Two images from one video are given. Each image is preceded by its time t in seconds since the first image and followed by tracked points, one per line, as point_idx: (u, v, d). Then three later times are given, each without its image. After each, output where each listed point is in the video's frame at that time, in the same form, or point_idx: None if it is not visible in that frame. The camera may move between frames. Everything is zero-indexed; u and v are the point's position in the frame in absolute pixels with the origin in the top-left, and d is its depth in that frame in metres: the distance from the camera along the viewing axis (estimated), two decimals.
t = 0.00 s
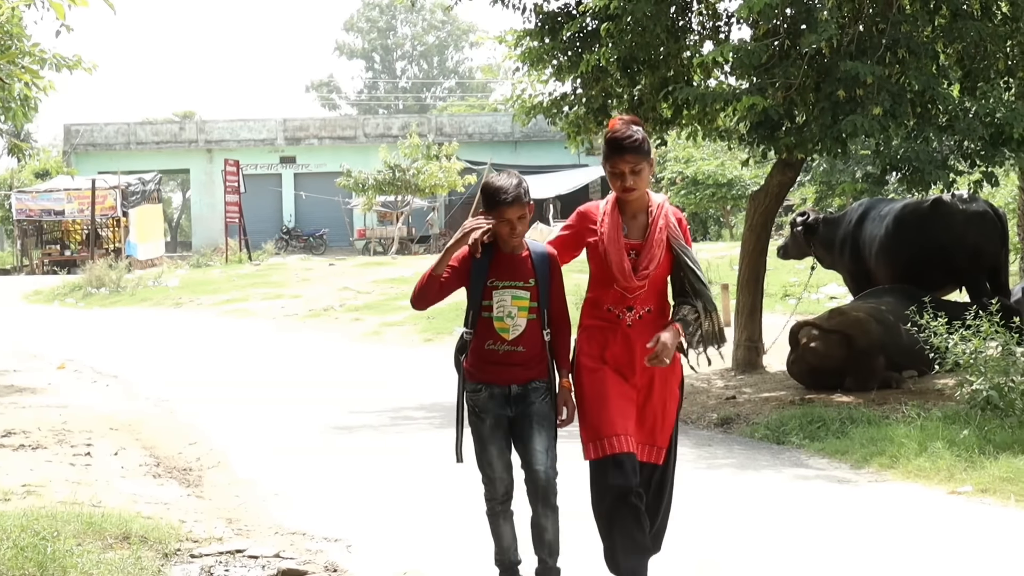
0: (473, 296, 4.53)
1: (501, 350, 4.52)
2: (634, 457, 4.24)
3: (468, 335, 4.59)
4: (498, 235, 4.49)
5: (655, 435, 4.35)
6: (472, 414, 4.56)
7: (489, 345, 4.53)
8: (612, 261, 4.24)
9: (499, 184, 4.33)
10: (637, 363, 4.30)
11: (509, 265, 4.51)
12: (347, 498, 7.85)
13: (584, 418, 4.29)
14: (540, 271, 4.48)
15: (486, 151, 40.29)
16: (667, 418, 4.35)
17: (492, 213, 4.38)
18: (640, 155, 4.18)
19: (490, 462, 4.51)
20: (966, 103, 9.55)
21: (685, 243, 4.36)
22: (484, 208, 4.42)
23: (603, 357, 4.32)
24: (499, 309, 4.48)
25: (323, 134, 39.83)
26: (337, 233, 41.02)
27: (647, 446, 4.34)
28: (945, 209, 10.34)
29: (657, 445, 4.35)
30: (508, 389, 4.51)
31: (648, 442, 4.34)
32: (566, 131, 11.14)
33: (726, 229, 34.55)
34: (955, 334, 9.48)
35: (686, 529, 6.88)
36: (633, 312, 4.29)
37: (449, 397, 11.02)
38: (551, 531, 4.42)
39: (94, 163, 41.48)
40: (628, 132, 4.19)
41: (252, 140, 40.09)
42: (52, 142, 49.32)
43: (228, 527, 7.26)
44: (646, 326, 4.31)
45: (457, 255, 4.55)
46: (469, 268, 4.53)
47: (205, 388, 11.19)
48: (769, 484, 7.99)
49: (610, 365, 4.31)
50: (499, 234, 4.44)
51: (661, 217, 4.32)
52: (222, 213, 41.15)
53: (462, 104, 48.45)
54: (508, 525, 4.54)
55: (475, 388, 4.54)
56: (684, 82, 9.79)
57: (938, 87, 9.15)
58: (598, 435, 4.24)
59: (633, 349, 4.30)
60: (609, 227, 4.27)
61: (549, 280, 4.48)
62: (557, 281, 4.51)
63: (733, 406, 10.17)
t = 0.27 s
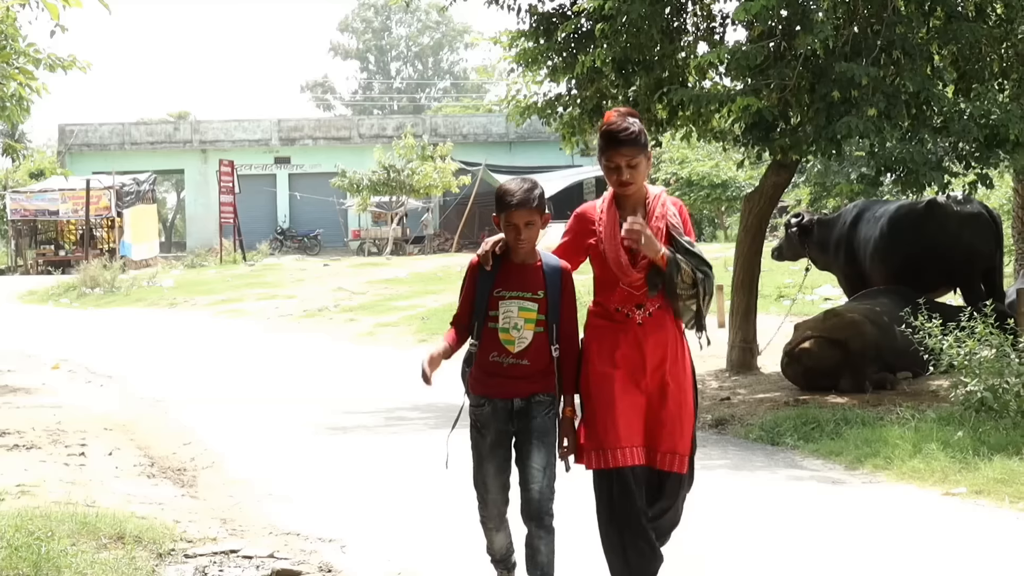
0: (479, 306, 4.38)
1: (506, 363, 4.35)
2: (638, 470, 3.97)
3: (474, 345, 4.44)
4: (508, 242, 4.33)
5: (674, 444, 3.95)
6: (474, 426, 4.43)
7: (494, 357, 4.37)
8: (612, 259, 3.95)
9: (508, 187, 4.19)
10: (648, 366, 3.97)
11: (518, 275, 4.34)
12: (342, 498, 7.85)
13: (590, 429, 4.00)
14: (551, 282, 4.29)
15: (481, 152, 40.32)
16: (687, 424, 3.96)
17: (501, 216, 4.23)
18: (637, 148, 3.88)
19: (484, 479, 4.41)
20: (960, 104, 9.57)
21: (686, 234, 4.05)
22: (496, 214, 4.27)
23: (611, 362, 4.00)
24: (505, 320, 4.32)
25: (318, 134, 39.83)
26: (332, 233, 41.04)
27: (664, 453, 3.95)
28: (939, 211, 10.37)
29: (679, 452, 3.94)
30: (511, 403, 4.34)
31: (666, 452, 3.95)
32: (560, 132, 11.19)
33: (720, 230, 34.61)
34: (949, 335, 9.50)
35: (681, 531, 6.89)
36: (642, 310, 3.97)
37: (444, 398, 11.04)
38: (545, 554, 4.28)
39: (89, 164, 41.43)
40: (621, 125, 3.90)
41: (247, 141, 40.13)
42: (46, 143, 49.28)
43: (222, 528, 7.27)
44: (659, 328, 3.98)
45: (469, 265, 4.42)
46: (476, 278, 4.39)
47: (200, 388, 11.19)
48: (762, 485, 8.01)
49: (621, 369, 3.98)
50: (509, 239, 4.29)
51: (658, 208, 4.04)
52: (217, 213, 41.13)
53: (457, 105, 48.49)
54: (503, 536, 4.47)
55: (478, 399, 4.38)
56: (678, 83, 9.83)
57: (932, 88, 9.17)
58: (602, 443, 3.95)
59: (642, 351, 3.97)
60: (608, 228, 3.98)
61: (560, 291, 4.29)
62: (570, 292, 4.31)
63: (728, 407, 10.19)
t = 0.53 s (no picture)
0: (477, 303, 4.33)
1: (506, 362, 4.28)
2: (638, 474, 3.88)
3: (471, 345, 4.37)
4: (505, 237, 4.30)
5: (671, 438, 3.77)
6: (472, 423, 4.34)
7: (493, 356, 4.30)
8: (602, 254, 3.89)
9: (506, 177, 4.18)
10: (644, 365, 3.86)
11: (514, 271, 4.30)
12: (337, 498, 7.86)
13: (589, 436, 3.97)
14: (550, 278, 4.26)
15: (475, 153, 40.32)
16: (684, 416, 3.77)
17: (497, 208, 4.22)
18: (647, 145, 3.79)
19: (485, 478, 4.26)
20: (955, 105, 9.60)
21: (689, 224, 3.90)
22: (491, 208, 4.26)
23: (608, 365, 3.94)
24: (504, 317, 4.26)
25: (313, 134, 39.79)
26: (327, 234, 41.03)
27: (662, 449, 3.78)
28: (935, 212, 10.43)
29: (673, 443, 3.75)
30: (513, 402, 4.27)
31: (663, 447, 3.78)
32: (556, 134, 11.20)
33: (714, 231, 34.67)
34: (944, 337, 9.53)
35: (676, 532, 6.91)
36: (635, 309, 3.87)
37: (439, 398, 11.06)
38: (543, 557, 4.28)
39: (83, 164, 41.38)
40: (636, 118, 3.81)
41: (241, 141, 40.11)
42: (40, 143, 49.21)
43: (217, 528, 7.27)
44: (651, 326, 3.86)
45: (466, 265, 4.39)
46: (473, 274, 4.35)
47: (195, 388, 11.20)
48: (757, 485, 8.03)
49: (616, 371, 3.91)
50: (507, 234, 4.26)
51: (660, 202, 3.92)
52: (211, 213, 41.11)
53: (452, 106, 48.50)
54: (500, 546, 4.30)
55: (477, 398, 4.29)
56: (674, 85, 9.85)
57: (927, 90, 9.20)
58: (597, 450, 3.91)
59: (636, 350, 3.87)
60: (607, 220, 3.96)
61: (560, 287, 4.26)
62: (570, 289, 4.28)
63: (722, 408, 10.22)
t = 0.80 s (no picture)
0: (467, 318, 4.22)
1: (503, 374, 4.17)
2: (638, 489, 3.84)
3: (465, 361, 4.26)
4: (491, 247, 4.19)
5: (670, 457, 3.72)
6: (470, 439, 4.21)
7: (489, 370, 4.19)
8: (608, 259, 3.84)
9: (489, 185, 4.10)
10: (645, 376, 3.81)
11: (505, 280, 4.19)
12: (333, 498, 7.86)
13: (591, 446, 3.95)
14: (540, 282, 4.16)
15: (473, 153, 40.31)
16: (684, 435, 3.71)
17: (483, 218, 4.13)
18: (664, 146, 3.76)
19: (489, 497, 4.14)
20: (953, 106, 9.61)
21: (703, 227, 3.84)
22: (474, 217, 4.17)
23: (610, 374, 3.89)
24: (497, 329, 4.15)
25: (310, 134, 39.75)
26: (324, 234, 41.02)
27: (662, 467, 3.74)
28: (931, 213, 10.42)
29: (672, 461, 3.71)
30: (512, 415, 4.15)
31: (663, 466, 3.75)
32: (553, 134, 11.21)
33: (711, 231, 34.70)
34: (941, 337, 9.54)
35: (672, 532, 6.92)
36: (636, 318, 3.80)
37: (436, 398, 11.06)
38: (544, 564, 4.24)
39: (80, 163, 41.36)
40: (653, 121, 3.78)
41: (237, 140, 39.81)
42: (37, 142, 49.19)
43: (213, 528, 7.27)
44: (650, 335, 3.79)
45: (451, 280, 4.28)
46: (461, 289, 4.23)
47: (192, 388, 11.19)
48: (753, 485, 8.04)
49: (615, 383, 3.86)
50: (494, 242, 4.16)
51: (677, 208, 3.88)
52: (209, 212, 41.10)
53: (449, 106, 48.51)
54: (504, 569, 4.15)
55: (475, 414, 4.19)
56: (671, 85, 9.87)
57: (925, 91, 9.21)
58: (598, 463, 3.88)
59: (638, 361, 3.81)
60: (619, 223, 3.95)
61: (552, 292, 4.16)
62: (562, 294, 4.18)
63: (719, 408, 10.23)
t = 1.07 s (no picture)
0: (461, 315, 4.16)
1: (497, 371, 4.11)
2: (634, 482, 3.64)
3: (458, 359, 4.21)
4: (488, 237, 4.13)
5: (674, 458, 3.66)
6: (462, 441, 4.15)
7: (482, 367, 4.13)
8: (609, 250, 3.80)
9: (486, 172, 4.02)
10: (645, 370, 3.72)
11: (499, 275, 4.14)
12: (332, 499, 7.86)
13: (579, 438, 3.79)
14: (535, 275, 4.12)
15: (471, 154, 40.31)
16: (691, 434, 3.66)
17: (480, 208, 4.05)
18: (655, 128, 3.71)
19: (480, 501, 4.11)
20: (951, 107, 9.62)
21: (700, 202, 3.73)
22: (470, 207, 4.10)
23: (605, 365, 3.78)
24: (491, 326, 4.10)
25: (309, 135, 39.71)
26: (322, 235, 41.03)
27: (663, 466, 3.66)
28: (930, 213, 10.43)
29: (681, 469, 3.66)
30: (503, 414, 4.07)
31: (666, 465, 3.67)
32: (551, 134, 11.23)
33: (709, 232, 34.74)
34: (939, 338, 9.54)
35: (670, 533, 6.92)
36: (639, 308, 3.75)
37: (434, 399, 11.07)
38: None
39: (79, 164, 41.37)
40: (644, 105, 3.73)
41: (236, 142, 39.91)
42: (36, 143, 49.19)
43: (212, 528, 7.27)
44: (653, 328, 3.72)
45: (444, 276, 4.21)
46: (455, 283, 4.17)
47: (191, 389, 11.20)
48: (752, 486, 8.04)
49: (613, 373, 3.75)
50: (491, 232, 4.09)
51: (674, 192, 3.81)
52: (207, 213, 41.11)
53: (447, 107, 48.53)
54: None
55: (466, 414, 4.11)
56: (669, 87, 9.88)
57: (923, 92, 9.21)
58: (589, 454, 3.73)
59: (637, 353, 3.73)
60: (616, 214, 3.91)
61: (549, 285, 4.11)
62: (559, 287, 4.14)
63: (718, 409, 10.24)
